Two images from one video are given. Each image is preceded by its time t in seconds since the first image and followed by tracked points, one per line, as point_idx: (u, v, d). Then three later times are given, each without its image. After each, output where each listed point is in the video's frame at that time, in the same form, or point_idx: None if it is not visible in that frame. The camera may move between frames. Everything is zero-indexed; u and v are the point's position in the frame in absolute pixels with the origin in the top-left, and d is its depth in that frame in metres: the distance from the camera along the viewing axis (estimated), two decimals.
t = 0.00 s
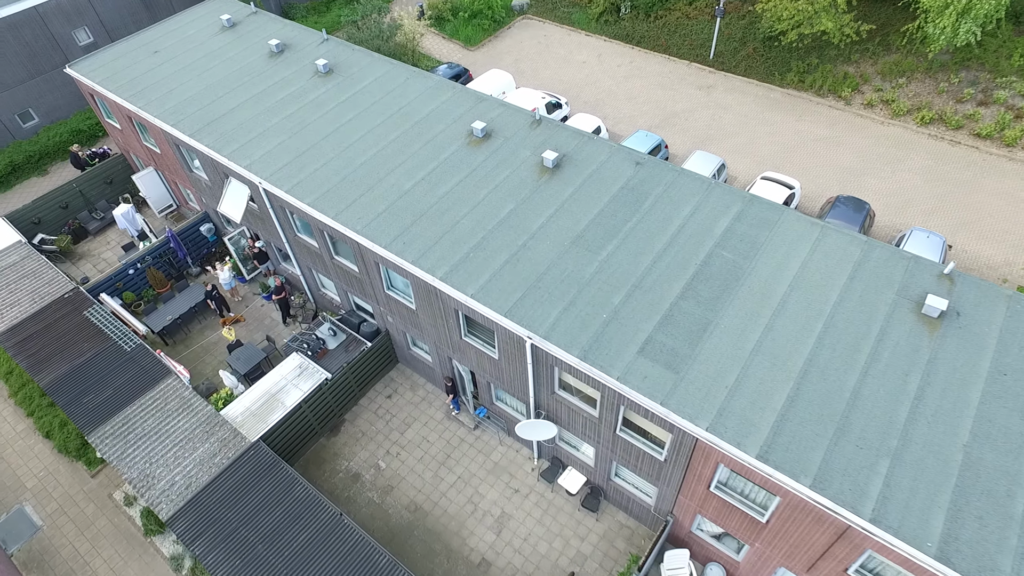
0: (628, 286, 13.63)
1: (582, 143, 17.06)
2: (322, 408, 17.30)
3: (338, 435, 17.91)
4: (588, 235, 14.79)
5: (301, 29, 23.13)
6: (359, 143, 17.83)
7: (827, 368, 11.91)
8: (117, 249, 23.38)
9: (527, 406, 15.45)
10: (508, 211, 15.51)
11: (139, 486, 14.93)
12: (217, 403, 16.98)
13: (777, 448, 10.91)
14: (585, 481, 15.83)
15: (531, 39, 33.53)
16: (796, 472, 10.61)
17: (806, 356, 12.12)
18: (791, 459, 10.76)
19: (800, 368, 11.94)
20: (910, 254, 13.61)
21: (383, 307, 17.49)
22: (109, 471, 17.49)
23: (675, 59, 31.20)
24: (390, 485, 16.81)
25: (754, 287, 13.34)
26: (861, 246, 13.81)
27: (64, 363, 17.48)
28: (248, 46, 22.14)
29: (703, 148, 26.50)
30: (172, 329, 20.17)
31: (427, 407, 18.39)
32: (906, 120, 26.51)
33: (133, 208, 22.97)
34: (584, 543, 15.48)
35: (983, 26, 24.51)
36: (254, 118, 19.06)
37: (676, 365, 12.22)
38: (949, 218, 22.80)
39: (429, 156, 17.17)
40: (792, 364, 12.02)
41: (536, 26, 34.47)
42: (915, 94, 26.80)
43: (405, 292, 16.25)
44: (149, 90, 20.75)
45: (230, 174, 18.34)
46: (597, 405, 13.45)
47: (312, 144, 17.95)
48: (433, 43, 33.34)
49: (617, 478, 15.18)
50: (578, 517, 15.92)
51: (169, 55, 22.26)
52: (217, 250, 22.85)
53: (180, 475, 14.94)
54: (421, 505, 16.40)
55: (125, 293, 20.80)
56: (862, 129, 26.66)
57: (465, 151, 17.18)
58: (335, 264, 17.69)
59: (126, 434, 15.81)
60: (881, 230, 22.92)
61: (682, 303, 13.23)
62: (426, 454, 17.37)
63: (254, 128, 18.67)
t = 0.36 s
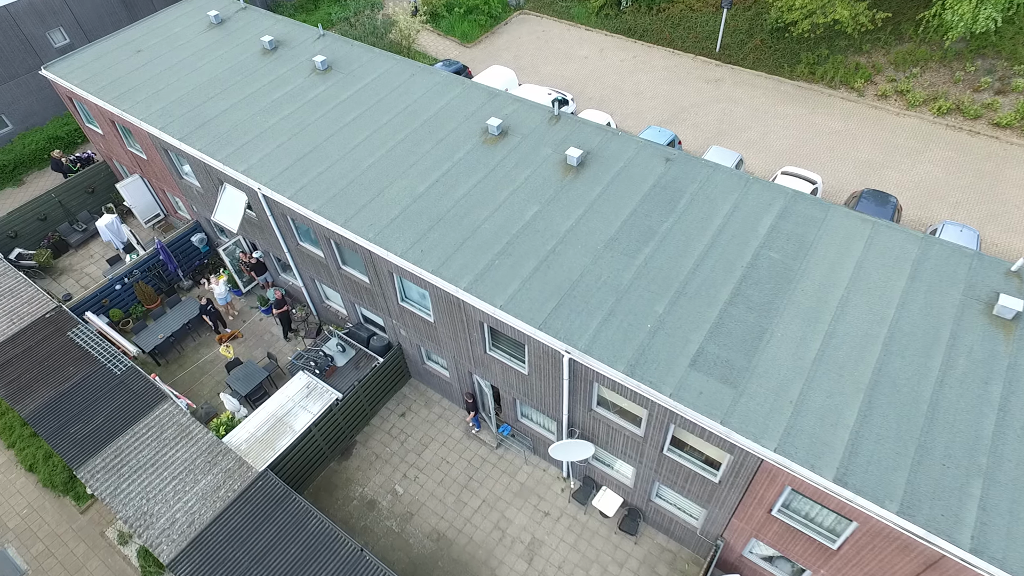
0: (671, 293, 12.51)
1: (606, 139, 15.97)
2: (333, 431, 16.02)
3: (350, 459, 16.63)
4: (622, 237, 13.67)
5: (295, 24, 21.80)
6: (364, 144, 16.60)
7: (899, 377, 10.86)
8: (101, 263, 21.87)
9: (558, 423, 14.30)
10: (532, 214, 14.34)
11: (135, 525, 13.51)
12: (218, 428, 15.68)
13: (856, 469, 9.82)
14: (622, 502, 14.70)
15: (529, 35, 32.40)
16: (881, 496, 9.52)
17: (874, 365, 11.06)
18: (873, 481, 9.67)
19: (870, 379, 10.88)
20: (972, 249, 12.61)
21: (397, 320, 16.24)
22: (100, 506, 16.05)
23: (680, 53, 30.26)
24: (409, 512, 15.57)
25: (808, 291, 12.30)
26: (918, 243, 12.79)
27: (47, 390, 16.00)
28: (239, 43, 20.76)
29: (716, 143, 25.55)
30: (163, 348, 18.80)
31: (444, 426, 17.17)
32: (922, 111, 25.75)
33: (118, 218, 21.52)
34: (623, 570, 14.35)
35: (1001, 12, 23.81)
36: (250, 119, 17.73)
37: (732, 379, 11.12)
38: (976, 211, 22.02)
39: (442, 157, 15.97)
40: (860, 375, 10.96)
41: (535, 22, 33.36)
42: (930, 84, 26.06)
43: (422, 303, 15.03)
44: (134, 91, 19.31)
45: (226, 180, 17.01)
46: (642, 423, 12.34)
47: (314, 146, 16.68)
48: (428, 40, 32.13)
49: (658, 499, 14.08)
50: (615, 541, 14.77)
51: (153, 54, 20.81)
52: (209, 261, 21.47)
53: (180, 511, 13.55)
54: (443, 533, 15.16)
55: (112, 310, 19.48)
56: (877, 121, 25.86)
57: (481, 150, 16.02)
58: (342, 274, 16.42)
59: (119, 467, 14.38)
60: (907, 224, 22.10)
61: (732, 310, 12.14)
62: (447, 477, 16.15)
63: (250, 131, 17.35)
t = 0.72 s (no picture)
0: (725, 297, 11.46)
1: (635, 132, 14.92)
2: (349, 453, 14.79)
3: (367, 482, 15.42)
4: (665, 237, 12.61)
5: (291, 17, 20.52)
6: (374, 142, 15.40)
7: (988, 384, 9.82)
8: (89, 277, 20.47)
9: (597, 440, 13.21)
10: (564, 214, 13.24)
11: (137, 568, 12.19)
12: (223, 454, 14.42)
13: (956, 491, 8.75)
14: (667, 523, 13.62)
15: (530, 29, 31.29)
16: (990, 521, 8.45)
17: (958, 372, 10.03)
18: (979, 504, 8.60)
19: (956, 387, 9.85)
20: None
21: (415, 331, 15.06)
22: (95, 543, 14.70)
23: (687, 46, 29.34)
24: (435, 539, 14.38)
25: (874, 291, 11.29)
26: (987, 235, 11.80)
27: (33, 417, 14.60)
28: (232, 39, 19.46)
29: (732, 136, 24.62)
30: (159, 366, 17.50)
31: (467, 443, 16.02)
32: (941, 99, 25.01)
33: (105, 227, 20.14)
34: None
35: None
36: (249, 118, 16.47)
37: (804, 391, 10.06)
38: (1007, 201, 21.24)
39: (461, 155, 14.83)
40: (945, 383, 9.92)
41: (534, 16, 32.28)
42: (947, 71, 25.32)
43: (445, 314, 13.88)
44: (120, 91, 17.95)
45: (224, 184, 15.73)
46: (699, 440, 11.28)
47: (320, 146, 15.46)
48: (425, 36, 30.92)
49: (708, 519, 13.02)
50: (660, 565, 13.67)
51: (140, 51, 19.45)
52: (205, 272, 20.19)
53: (187, 550, 12.25)
54: (474, 562, 13.99)
55: (102, 327, 18.05)
56: (896, 110, 25.05)
57: (502, 147, 14.89)
58: (355, 284, 15.21)
59: (116, 502, 13.04)
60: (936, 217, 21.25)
61: (794, 315, 11.10)
62: (473, 500, 15.00)
63: (249, 131, 16.08)
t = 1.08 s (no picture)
0: (791, 299, 10.45)
1: (670, 123, 13.92)
2: (371, 477, 13.62)
3: (391, 507, 14.25)
4: (716, 235, 11.60)
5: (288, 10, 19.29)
6: (389, 139, 14.25)
7: None
8: (77, 292, 19.09)
9: (646, 457, 12.16)
10: (604, 212, 12.17)
11: None
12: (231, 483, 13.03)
13: None
14: (721, 544, 12.60)
15: (531, 23, 30.24)
16: None
17: None
18: None
19: None
20: None
21: (439, 343, 13.93)
22: None
23: (694, 37, 28.45)
24: (469, 568, 13.24)
25: (953, 288, 10.34)
26: None
27: (21, 449, 13.25)
28: (226, 33, 18.18)
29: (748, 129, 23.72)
30: (156, 387, 16.25)
31: (495, 461, 14.92)
32: (960, 86, 24.32)
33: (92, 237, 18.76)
34: None
35: None
36: (250, 117, 15.24)
37: (893, 402, 9.05)
38: None
39: (485, 151, 13.72)
40: None
41: (535, 9, 31.23)
42: (965, 58, 24.65)
43: (474, 323, 12.77)
44: (106, 90, 16.61)
45: (226, 188, 14.49)
46: (768, 457, 10.28)
47: (329, 144, 14.27)
48: (423, 31, 29.76)
49: (769, 539, 12.01)
50: None
51: (126, 48, 18.11)
52: (202, 282, 18.91)
53: None
54: None
55: (93, 346, 16.76)
56: (915, 99, 24.32)
57: (528, 141, 13.81)
58: (372, 293, 14.05)
59: (118, 542, 11.74)
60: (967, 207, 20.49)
61: (868, 316, 10.11)
62: (507, 523, 13.89)
63: (250, 130, 14.85)
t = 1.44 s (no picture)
0: (873, 297, 9.49)
1: (714, 110, 12.95)
2: (401, 502, 12.48)
3: (421, 533, 13.12)
4: (780, 229, 10.62)
5: None
6: (409, 133, 13.14)
7: None
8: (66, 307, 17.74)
9: (706, 472, 11.16)
10: (654, 208, 11.16)
11: None
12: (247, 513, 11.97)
13: None
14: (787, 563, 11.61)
15: (534, 15, 29.21)
16: None
17: None
18: None
19: None
20: None
21: (470, 354, 12.84)
22: None
23: (704, 27, 27.58)
24: None
25: None
26: None
27: (11, 483, 11.94)
28: (222, 25, 16.94)
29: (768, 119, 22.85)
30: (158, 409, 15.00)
31: (531, 479, 13.85)
32: (981, 72, 23.65)
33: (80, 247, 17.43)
34: None
35: None
36: (255, 113, 14.06)
37: (1005, 410, 8.10)
38: None
39: (516, 144, 12.66)
40: None
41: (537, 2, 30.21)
42: (985, 42, 23.99)
43: (512, 330, 11.72)
44: (94, 87, 15.31)
45: (231, 190, 13.28)
46: (853, 472, 9.30)
47: (344, 140, 13.14)
48: (422, 24, 28.60)
49: (842, 558, 11.04)
50: None
51: (114, 43, 16.81)
52: (202, 293, 17.65)
53: None
54: None
55: (86, 365, 15.40)
56: (936, 85, 23.60)
57: (562, 133, 12.78)
58: (396, 301, 12.95)
59: None
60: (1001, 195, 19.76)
61: (961, 314, 9.17)
62: (548, 547, 12.80)
63: (257, 127, 13.67)
